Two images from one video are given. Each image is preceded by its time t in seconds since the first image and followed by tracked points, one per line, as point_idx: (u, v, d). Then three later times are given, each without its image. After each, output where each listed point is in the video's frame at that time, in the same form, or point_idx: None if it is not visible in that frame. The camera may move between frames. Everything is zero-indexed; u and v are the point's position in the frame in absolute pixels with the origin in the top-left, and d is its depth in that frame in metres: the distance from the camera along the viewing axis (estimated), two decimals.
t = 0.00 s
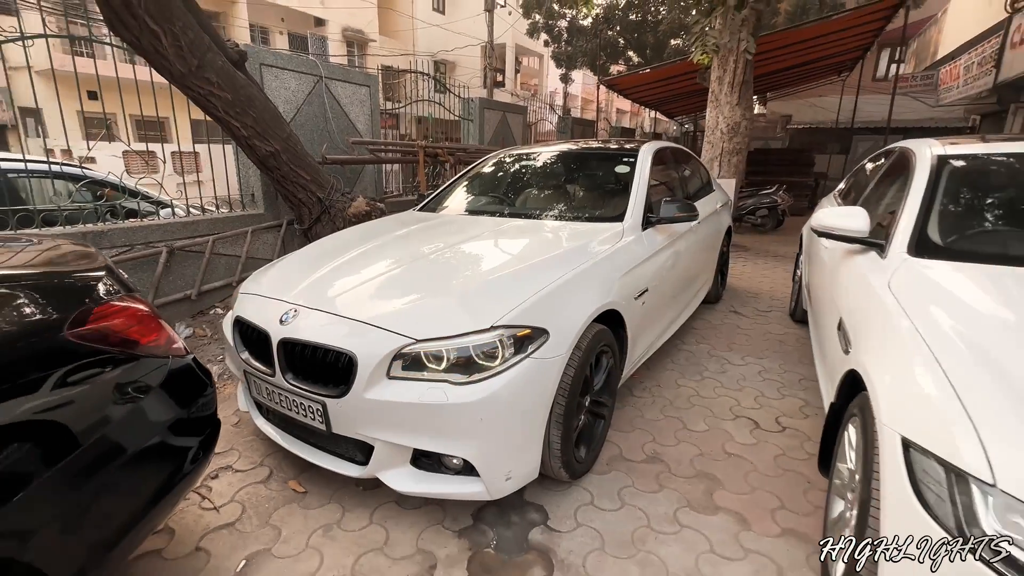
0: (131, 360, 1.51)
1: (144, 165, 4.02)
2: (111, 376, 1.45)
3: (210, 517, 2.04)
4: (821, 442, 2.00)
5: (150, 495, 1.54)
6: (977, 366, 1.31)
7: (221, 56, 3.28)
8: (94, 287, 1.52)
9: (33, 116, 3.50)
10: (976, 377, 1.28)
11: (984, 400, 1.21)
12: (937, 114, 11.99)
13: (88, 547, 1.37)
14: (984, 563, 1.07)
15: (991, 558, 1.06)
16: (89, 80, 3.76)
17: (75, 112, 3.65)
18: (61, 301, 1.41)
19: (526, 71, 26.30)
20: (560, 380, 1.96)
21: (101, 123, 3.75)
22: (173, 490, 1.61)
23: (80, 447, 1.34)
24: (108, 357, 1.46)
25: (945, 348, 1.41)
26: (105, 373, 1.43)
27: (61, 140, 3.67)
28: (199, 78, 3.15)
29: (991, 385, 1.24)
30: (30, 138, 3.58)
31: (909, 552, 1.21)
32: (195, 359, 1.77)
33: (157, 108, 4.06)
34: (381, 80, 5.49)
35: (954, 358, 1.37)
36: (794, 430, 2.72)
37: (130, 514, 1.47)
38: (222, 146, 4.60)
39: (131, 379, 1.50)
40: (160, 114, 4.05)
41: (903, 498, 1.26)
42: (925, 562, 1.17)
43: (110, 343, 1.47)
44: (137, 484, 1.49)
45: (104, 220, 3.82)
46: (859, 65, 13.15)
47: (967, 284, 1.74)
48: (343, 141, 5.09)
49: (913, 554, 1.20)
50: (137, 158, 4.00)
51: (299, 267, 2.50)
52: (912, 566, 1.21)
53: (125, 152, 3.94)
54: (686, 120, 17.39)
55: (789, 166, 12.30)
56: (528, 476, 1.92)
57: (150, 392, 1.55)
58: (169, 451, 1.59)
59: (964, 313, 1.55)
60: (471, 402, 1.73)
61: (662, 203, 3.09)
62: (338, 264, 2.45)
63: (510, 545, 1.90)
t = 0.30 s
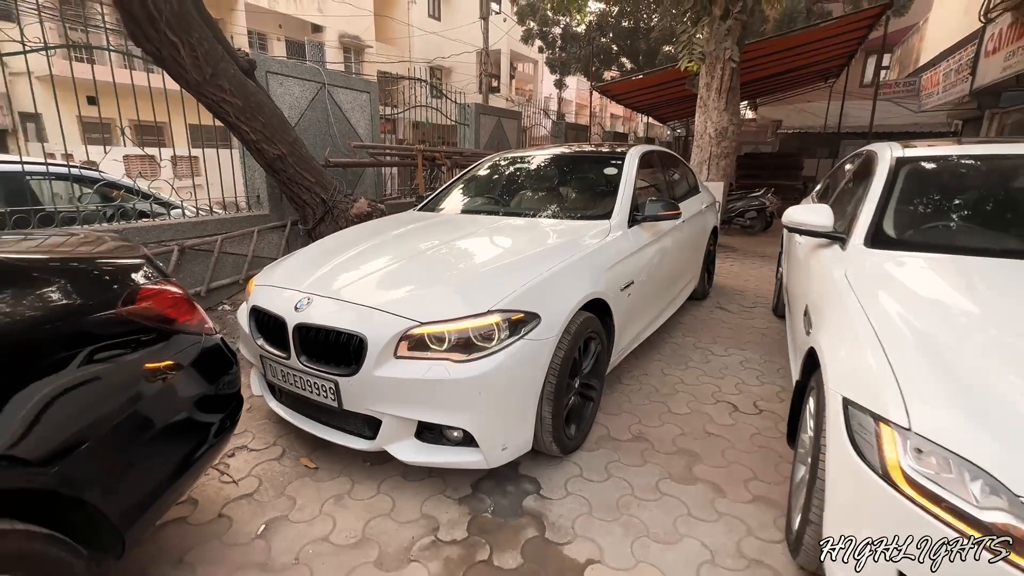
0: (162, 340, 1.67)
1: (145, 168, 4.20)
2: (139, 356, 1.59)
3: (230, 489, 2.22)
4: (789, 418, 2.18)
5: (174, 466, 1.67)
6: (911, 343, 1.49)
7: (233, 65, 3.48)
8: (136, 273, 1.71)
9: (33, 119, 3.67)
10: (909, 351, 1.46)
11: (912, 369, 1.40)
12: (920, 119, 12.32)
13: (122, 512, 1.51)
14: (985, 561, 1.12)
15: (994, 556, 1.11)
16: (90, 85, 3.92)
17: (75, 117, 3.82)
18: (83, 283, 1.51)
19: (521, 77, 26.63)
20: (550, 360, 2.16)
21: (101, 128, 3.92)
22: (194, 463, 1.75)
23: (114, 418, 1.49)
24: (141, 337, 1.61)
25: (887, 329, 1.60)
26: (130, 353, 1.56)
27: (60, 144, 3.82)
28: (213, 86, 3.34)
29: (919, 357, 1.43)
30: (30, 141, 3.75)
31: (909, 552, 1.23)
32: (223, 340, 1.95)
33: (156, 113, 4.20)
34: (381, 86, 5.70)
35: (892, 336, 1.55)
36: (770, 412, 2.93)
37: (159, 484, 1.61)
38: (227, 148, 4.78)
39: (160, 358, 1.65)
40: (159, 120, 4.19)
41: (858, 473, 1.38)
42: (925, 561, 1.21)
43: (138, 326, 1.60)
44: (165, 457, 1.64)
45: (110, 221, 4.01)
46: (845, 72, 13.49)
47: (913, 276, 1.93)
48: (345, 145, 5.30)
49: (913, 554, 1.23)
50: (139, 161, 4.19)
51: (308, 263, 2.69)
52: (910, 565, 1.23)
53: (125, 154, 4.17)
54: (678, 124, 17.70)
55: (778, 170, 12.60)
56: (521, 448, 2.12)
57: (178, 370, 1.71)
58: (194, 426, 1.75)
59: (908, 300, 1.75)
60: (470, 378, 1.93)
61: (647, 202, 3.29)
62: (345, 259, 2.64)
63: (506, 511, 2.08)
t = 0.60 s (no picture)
0: (184, 331, 1.82)
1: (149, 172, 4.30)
2: (161, 345, 1.73)
3: (248, 471, 2.39)
4: (768, 404, 2.36)
5: (201, 447, 1.84)
6: (868, 333, 1.67)
7: (247, 76, 3.66)
8: (167, 269, 1.92)
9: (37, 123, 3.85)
10: (865, 339, 1.65)
11: (866, 354, 1.58)
12: (912, 125, 12.56)
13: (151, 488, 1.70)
14: (986, 561, 1.22)
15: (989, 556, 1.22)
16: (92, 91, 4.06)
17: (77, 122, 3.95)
18: (109, 277, 1.67)
19: (520, 82, 26.89)
20: (546, 351, 2.33)
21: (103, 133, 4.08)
22: (219, 444, 1.91)
23: (144, 403, 1.65)
24: (159, 329, 1.74)
25: (849, 321, 1.78)
26: (151, 343, 1.70)
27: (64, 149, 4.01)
28: (229, 96, 3.53)
29: (874, 345, 1.61)
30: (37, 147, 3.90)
31: (909, 552, 1.33)
32: (247, 331, 2.12)
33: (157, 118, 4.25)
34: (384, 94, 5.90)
35: (853, 327, 1.73)
36: (755, 403, 3.10)
37: (185, 464, 1.79)
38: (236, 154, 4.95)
39: (184, 347, 1.81)
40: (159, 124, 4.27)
41: (818, 444, 1.54)
42: (925, 561, 1.31)
43: (156, 319, 1.73)
44: (190, 440, 1.80)
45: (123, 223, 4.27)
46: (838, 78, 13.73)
47: (877, 276, 2.10)
48: (350, 151, 5.49)
49: (913, 554, 1.32)
50: (145, 166, 4.30)
51: (320, 262, 2.87)
52: (909, 564, 1.33)
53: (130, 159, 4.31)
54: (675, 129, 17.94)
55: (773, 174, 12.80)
56: (519, 432, 2.29)
57: (204, 357, 1.87)
58: (219, 412, 1.90)
59: (871, 296, 1.93)
60: (472, 366, 2.10)
61: (639, 205, 3.48)
62: (354, 259, 2.82)
63: (506, 490, 2.25)
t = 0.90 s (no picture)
0: (190, 329, 1.91)
1: (152, 176, 4.42)
2: (168, 343, 1.82)
3: (252, 465, 2.48)
4: (753, 403, 2.45)
5: (206, 440, 1.94)
6: (842, 335, 1.78)
7: (253, 85, 3.77)
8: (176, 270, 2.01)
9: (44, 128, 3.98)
10: (838, 341, 1.75)
11: (838, 354, 1.68)
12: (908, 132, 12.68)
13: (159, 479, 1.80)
14: (985, 561, 1.26)
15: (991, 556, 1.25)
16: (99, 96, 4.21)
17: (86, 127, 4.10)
18: (116, 278, 1.75)
19: (521, 88, 27.10)
20: (538, 350, 2.43)
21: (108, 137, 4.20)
22: (223, 438, 2.00)
23: (153, 398, 1.74)
24: (165, 327, 1.83)
25: (825, 324, 1.89)
26: (157, 340, 1.79)
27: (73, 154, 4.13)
28: (235, 104, 3.65)
29: (845, 346, 1.71)
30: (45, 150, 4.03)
31: (909, 553, 1.36)
32: (252, 330, 2.21)
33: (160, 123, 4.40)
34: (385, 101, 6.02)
35: (828, 330, 1.84)
36: (744, 403, 3.19)
37: (191, 456, 1.88)
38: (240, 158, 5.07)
39: (190, 345, 1.90)
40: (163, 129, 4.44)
41: (791, 437, 1.63)
42: (925, 562, 1.34)
43: (163, 318, 1.82)
44: (196, 434, 1.89)
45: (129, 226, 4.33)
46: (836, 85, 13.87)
47: (864, 283, 2.20)
48: (352, 157, 5.61)
49: (913, 554, 1.36)
50: (147, 169, 4.40)
51: (322, 264, 2.97)
52: (908, 564, 1.37)
53: (137, 164, 4.36)
54: (674, 135, 18.09)
55: (770, 180, 12.92)
56: (513, 428, 2.38)
57: (210, 354, 1.96)
58: (224, 407, 2.00)
59: (848, 302, 2.03)
60: (467, 364, 2.20)
61: (632, 211, 3.58)
62: (356, 261, 2.93)
63: (499, 484, 2.34)
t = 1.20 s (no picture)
0: (179, 332, 1.93)
1: (154, 178, 4.46)
2: (158, 346, 1.85)
3: (238, 469, 2.48)
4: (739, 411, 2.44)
5: (188, 442, 1.94)
6: (823, 345, 1.78)
7: (248, 90, 3.80)
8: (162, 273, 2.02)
9: (47, 130, 3.98)
10: (818, 350, 1.75)
11: (818, 364, 1.68)
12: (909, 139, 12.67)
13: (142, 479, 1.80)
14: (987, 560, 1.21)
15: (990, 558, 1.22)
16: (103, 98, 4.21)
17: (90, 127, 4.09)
18: (108, 281, 1.78)
19: (523, 93, 27.18)
20: (524, 356, 2.43)
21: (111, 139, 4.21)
22: (206, 441, 2.01)
23: (139, 399, 1.76)
24: (158, 331, 1.86)
25: (807, 333, 1.89)
26: (149, 344, 1.82)
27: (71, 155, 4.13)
28: (230, 109, 3.67)
29: (826, 356, 1.71)
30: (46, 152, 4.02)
31: (909, 552, 1.31)
32: (237, 335, 2.23)
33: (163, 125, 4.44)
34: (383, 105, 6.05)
35: (810, 339, 1.84)
36: (734, 410, 3.19)
37: (174, 459, 1.89)
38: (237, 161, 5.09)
39: (178, 348, 1.92)
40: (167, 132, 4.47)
41: (770, 447, 1.62)
42: (925, 562, 1.29)
43: (154, 322, 1.85)
44: (180, 436, 1.90)
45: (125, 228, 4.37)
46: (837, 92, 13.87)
47: (859, 291, 2.20)
48: (349, 161, 5.63)
49: (913, 554, 1.30)
50: (150, 171, 4.45)
51: (313, 268, 2.98)
52: (908, 564, 1.31)
53: (137, 166, 4.41)
54: (675, 141, 18.10)
55: (771, 186, 12.91)
56: (498, 435, 2.38)
57: (197, 357, 1.98)
58: (208, 411, 2.01)
59: (832, 312, 2.02)
60: (452, 370, 2.20)
61: (624, 217, 3.59)
62: (347, 265, 2.94)
63: (484, 490, 2.34)
